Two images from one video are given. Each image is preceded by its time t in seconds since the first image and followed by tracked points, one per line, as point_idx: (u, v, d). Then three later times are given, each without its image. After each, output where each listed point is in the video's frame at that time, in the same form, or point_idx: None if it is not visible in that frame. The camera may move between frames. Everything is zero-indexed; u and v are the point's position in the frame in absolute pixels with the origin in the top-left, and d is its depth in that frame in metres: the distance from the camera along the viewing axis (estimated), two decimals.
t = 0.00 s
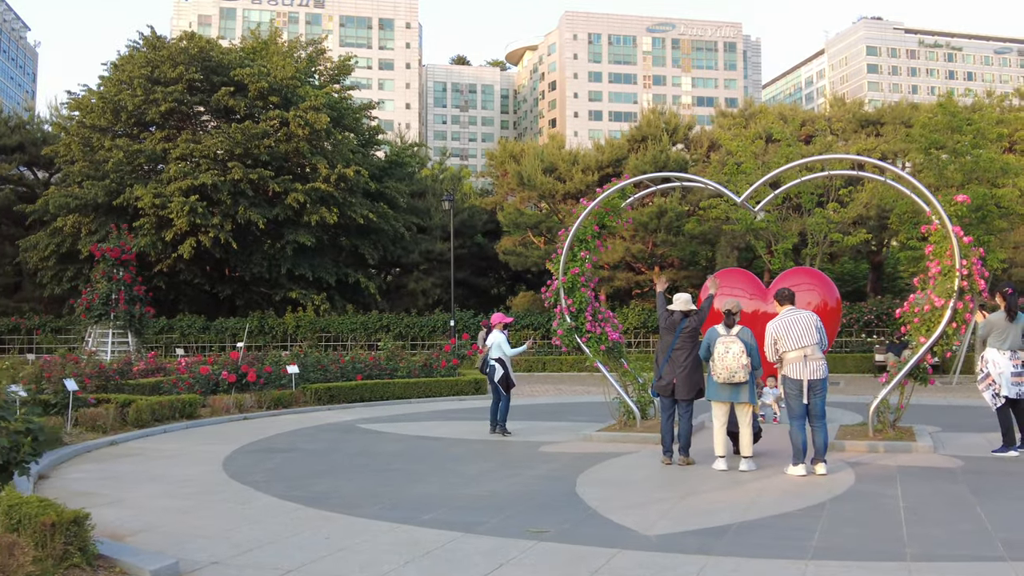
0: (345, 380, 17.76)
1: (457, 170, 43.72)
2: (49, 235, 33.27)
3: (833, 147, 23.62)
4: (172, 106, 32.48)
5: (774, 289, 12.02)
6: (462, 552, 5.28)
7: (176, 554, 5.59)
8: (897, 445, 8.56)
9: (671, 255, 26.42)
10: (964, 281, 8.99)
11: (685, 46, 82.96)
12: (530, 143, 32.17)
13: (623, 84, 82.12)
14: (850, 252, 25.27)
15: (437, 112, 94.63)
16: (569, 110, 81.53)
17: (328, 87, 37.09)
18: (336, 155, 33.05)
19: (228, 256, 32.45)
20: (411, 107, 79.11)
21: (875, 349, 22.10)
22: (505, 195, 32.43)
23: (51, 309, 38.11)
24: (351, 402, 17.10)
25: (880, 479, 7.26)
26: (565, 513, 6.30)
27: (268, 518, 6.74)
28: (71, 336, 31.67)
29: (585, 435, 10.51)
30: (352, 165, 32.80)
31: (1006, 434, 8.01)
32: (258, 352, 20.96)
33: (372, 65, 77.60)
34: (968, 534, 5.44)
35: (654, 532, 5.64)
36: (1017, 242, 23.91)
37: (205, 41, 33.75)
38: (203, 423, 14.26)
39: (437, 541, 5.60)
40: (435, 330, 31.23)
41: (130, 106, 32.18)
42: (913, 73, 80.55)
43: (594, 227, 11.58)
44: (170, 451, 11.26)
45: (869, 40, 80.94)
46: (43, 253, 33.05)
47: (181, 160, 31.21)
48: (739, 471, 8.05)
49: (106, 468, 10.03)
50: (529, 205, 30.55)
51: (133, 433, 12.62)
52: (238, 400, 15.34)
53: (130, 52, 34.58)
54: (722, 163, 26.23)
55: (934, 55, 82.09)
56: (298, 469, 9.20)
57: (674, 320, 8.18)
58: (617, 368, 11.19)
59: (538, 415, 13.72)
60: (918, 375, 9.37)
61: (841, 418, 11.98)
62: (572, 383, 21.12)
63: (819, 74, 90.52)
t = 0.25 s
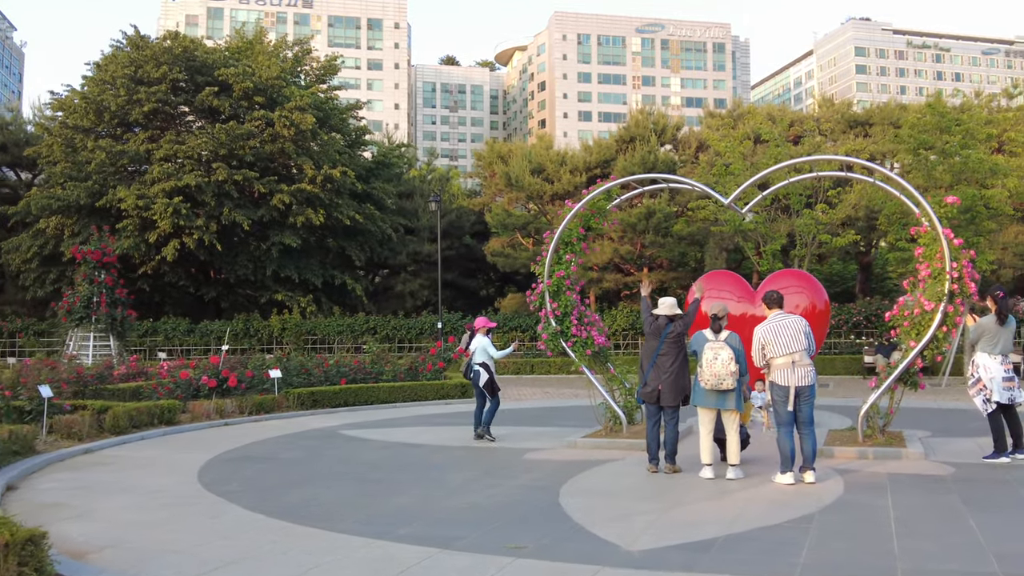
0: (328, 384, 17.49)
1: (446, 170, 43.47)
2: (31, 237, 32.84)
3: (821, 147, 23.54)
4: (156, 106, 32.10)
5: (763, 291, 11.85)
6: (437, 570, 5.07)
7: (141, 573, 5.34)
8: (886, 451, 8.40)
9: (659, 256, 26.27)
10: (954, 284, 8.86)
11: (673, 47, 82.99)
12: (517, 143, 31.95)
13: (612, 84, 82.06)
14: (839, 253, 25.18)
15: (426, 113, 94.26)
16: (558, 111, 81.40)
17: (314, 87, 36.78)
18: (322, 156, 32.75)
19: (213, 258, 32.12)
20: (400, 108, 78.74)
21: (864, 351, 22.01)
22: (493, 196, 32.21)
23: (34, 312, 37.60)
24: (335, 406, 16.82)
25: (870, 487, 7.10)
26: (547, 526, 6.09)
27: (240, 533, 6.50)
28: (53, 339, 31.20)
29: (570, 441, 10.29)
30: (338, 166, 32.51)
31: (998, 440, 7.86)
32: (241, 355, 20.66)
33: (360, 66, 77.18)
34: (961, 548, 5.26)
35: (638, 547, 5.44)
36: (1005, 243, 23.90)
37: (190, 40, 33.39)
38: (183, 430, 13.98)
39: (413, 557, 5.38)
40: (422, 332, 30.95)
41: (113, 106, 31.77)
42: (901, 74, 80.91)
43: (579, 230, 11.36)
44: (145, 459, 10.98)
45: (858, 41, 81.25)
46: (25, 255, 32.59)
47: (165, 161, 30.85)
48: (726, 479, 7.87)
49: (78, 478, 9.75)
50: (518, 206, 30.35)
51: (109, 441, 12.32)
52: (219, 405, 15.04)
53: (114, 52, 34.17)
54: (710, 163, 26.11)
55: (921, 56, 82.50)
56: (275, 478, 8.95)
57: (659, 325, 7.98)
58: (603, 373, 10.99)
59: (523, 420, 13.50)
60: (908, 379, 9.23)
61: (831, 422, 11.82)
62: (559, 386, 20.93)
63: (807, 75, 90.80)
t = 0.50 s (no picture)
0: (315, 385, 17.28)
1: (436, 170, 43.24)
2: (16, 237, 32.48)
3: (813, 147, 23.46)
4: (143, 105, 31.77)
5: (753, 291, 11.72)
6: None
7: None
8: (879, 453, 8.27)
9: (650, 256, 26.15)
10: (948, 284, 8.75)
11: (665, 47, 83.03)
12: (508, 143, 31.77)
13: (604, 85, 81.99)
14: (830, 253, 25.13)
15: (418, 113, 93.94)
16: (550, 111, 81.26)
17: (303, 85, 36.51)
18: (311, 155, 32.52)
19: (200, 258, 31.85)
20: (391, 108, 78.42)
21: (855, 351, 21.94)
22: (483, 196, 32.01)
23: (19, 313, 37.17)
24: (321, 408, 16.60)
25: (863, 490, 6.96)
26: (533, 531, 5.93)
27: (216, 538, 6.31)
28: (39, 340, 30.83)
29: (558, 443, 10.13)
30: (327, 166, 32.27)
31: (991, 441, 7.73)
32: (228, 356, 20.42)
33: (352, 65, 76.86)
34: (956, 553, 5.12)
35: (625, 553, 5.28)
36: (995, 243, 23.88)
37: (177, 39, 33.08)
38: (165, 432, 13.76)
39: (393, 564, 5.20)
40: (412, 332, 30.71)
41: (100, 105, 31.43)
42: (891, 75, 81.25)
43: (568, 228, 11.19)
44: (125, 462, 10.76)
45: (849, 41, 81.46)
46: (10, 255, 32.21)
47: (152, 160, 30.56)
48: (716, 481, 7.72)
49: (55, 481, 9.52)
50: (508, 205, 30.19)
51: (90, 443, 12.08)
52: (203, 407, 14.82)
53: (100, 50, 33.81)
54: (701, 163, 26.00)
55: (912, 57, 82.78)
56: (256, 482, 8.76)
57: (648, 325, 7.83)
58: (592, 373, 10.83)
59: (512, 421, 13.34)
60: (901, 379, 9.11)
61: (822, 423, 11.70)
62: (550, 387, 20.77)
63: (798, 76, 91.06)
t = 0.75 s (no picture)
0: (301, 384, 17.03)
1: (426, 168, 42.98)
2: None
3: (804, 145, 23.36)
4: (129, 102, 31.37)
5: (745, 288, 11.56)
6: None
7: None
8: (874, 452, 8.11)
9: (640, 255, 26.00)
10: (943, 280, 8.62)
11: (655, 47, 83.07)
12: (498, 141, 31.55)
13: (594, 85, 81.94)
14: (820, 252, 25.05)
15: (408, 112, 93.57)
16: (540, 111, 81.09)
17: (291, 83, 36.19)
18: (299, 153, 32.21)
19: (186, 256, 31.50)
20: (381, 107, 78.04)
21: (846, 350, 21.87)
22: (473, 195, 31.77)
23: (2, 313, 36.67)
24: (307, 407, 16.34)
25: (859, 490, 6.79)
26: (520, 534, 5.72)
27: (190, 542, 6.07)
28: (22, 340, 30.38)
29: (547, 442, 9.92)
30: (315, 163, 31.97)
31: (988, 440, 7.58)
32: (213, 355, 20.13)
33: (342, 64, 76.51)
34: (958, 556, 4.93)
35: (615, 556, 5.08)
36: (986, 242, 23.85)
37: (163, 35, 32.71)
38: (147, 431, 13.48)
39: (372, 569, 4.98)
40: (401, 332, 30.40)
41: (85, 101, 31.02)
42: (880, 76, 81.61)
43: (557, 224, 10.99)
44: (103, 462, 10.50)
45: (839, 42, 81.68)
46: None
47: (138, 157, 30.19)
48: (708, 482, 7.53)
49: (29, 482, 9.25)
50: (498, 204, 29.99)
51: (68, 443, 11.80)
52: (186, 406, 14.56)
53: (85, 46, 33.38)
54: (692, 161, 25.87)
55: (902, 58, 83.07)
56: (236, 483, 8.51)
57: (638, 322, 7.64)
58: (582, 371, 10.63)
59: (500, 421, 13.12)
60: (895, 378, 8.96)
61: (814, 422, 11.54)
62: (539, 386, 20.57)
63: (789, 77, 91.32)
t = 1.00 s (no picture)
0: (286, 387, 16.77)
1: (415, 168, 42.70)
2: None
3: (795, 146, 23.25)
4: (114, 100, 30.96)
5: (736, 290, 11.39)
6: None
7: None
8: (868, 458, 7.95)
9: (631, 256, 25.83)
10: (938, 283, 8.48)
11: (646, 48, 83.05)
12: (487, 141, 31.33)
13: (585, 85, 81.81)
14: (811, 253, 24.96)
15: (399, 112, 93.15)
16: (531, 111, 80.89)
17: (279, 81, 35.84)
18: (286, 152, 31.89)
19: (172, 256, 31.14)
20: (371, 107, 77.64)
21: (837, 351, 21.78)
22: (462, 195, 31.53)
23: None
24: (292, 411, 16.09)
25: (854, 499, 6.62)
26: (506, 547, 5.51)
27: (163, 555, 5.84)
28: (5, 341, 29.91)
29: (534, 448, 9.72)
30: (302, 163, 31.66)
31: (984, 446, 7.43)
32: (197, 357, 19.82)
33: (331, 63, 76.12)
34: (959, 569, 4.76)
35: (605, 571, 4.88)
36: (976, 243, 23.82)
37: (149, 32, 32.30)
38: (127, 435, 13.20)
39: None
40: (390, 333, 30.11)
41: (69, 99, 30.59)
42: (870, 77, 81.87)
43: (546, 225, 10.78)
44: (80, 468, 10.22)
45: (828, 43, 81.91)
46: None
47: (123, 156, 29.80)
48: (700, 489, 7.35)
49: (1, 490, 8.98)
50: (488, 204, 29.77)
51: (45, 448, 11.51)
52: (167, 409, 14.29)
53: (70, 44, 32.93)
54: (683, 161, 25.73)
55: (891, 59, 83.40)
56: (215, 491, 8.27)
57: (628, 325, 7.44)
58: (571, 375, 10.43)
59: (488, 424, 12.91)
60: (890, 382, 8.81)
61: (806, 426, 11.38)
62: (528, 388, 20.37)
63: (779, 78, 91.53)
